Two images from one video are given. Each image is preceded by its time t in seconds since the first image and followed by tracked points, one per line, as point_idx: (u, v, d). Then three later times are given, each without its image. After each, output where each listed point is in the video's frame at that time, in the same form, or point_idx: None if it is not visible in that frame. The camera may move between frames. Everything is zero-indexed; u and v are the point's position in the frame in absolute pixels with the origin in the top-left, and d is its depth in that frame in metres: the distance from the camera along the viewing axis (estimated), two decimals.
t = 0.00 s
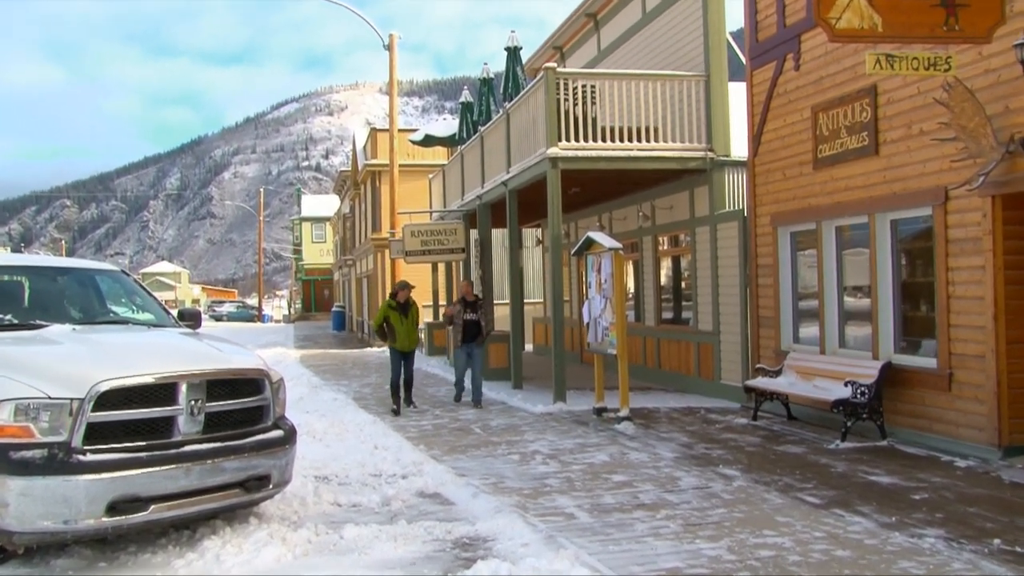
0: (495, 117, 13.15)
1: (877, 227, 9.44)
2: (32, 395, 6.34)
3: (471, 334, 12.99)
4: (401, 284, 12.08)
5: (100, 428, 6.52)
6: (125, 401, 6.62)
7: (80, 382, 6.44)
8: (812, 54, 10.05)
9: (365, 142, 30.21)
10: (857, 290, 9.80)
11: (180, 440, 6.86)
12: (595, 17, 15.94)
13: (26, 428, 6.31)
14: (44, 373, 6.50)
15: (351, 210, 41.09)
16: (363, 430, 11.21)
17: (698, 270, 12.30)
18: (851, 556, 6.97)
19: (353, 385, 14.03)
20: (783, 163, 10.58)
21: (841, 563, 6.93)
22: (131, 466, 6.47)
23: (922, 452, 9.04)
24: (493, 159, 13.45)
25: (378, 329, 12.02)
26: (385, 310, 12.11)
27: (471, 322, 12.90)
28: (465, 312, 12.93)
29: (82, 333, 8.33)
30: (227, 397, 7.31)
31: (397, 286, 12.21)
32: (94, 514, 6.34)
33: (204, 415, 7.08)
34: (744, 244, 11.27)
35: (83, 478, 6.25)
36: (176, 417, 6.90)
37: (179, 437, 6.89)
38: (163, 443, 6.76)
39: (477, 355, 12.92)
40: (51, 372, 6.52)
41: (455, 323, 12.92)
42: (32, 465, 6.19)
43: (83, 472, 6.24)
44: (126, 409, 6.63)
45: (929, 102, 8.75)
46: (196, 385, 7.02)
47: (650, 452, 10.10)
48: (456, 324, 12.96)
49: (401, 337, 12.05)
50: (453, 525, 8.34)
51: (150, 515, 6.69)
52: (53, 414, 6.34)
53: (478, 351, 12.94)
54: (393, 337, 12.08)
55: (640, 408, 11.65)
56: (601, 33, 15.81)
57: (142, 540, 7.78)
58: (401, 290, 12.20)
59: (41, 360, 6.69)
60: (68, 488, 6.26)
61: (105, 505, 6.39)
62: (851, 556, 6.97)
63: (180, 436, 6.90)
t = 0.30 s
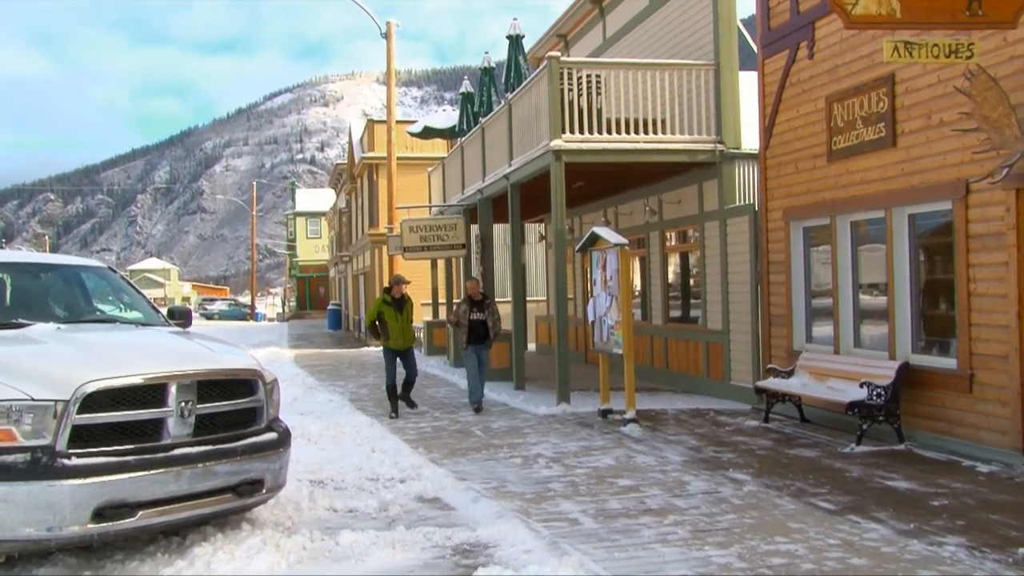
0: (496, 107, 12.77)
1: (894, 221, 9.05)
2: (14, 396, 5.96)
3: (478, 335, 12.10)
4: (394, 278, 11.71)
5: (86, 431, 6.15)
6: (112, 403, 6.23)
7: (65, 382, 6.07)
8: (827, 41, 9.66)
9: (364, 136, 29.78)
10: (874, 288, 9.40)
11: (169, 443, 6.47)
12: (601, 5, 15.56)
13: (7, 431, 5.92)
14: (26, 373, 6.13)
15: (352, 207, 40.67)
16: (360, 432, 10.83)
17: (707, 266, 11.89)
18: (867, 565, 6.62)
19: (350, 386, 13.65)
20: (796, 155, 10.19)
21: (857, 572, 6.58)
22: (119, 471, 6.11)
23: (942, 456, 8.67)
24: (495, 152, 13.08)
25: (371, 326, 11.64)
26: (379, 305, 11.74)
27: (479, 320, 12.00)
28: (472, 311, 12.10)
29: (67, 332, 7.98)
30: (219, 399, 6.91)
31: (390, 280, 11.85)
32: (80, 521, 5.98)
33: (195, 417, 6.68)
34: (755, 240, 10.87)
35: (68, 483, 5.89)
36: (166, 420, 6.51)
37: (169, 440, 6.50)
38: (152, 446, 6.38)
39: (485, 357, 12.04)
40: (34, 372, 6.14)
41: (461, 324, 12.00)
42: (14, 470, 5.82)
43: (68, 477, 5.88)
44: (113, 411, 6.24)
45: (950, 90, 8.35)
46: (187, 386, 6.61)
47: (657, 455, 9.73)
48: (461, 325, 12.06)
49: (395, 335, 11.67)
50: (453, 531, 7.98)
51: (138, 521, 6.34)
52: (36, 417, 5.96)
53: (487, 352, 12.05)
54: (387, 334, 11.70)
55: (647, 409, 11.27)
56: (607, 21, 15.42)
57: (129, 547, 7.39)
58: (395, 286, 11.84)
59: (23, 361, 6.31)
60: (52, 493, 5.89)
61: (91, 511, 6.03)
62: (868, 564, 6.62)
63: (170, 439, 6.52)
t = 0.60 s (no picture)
0: (498, 97, 12.39)
1: (913, 215, 8.64)
2: None
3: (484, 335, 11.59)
4: (394, 274, 11.27)
5: (71, 433, 5.79)
6: (98, 404, 5.89)
7: (49, 382, 5.73)
8: (844, 27, 9.26)
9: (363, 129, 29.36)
10: (892, 284, 8.99)
11: (158, 446, 6.12)
12: None
13: None
14: (7, 373, 5.79)
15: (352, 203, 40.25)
16: (357, 433, 10.46)
17: (716, 262, 11.48)
18: (886, 574, 6.27)
19: (348, 387, 13.28)
20: (810, 146, 9.79)
21: None
22: (106, 475, 5.76)
23: (964, 461, 8.28)
24: (496, 143, 12.71)
25: (368, 324, 11.18)
26: (377, 303, 11.30)
27: (488, 320, 11.51)
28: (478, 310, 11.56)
29: (50, 330, 7.63)
30: (210, 400, 6.55)
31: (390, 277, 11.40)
32: (64, 527, 5.63)
33: (185, 418, 6.32)
34: (766, 235, 10.47)
35: (53, 487, 5.54)
36: (155, 422, 6.15)
37: (158, 443, 6.14)
38: (140, 449, 6.03)
39: (494, 357, 11.54)
40: (16, 373, 5.79)
41: (469, 324, 11.39)
42: None
43: (52, 481, 5.53)
44: (99, 413, 5.90)
45: (973, 78, 7.94)
46: (177, 386, 6.26)
47: (665, 458, 9.37)
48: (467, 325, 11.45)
49: (392, 335, 11.17)
50: (454, 536, 7.62)
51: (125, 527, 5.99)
52: (18, 419, 5.61)
53: (495, 353, 11.57)
54: (384, 334, 11.21)
55: (654, 410, 10.90)
56: (613, 9, 15.05)
57: (116, 554, 7.00)
58: (394, 283, 11.39)
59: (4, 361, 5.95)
60: (35, 498, 5.53)
61: (76, 517, 5.68)
62: (887, 573, 6.26)
63: (159, 441, 6.16)
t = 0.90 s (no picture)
0: (500, 87, 12.02)
1: (932, 209, 8.25)
2: None
3: (494, 335, 10.88)
4: (402, 272, 10.77)
5: (56, 436, 5.55)
6: (84, 405, 5.63)
7: (32, 382, 5.49)
8: (862, 12, 8.89)
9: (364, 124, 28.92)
10: (911, 281, 8.58)
11: (147, 448, 5.86)
12: None
13: None
14: None
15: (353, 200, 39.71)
16: (354, 434, 10.10)
17: (726, 257, 11.07)
18: None
19: (345, 387, 12.89)
20: (825, 137, 9.41)
21: None
22: (91, 480, 5.52)
23: (986, 465, 7.90)
24: (498, 135, 12.32)
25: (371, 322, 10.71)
26: (382, 301, 10.82)
27: (497, 321, 10.78)
28: (487, 309, 10.82)
29: (33, 328, 7.31)
30: (202, 400, 6.25)
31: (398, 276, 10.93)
32: (47, 534, 5.40)
33: (175, 419, 6.05)
34: (778, 229, 10.08)
35: (35, 492, 5.32)
36: (144, 423, 5.90)
37: (146, 446, 5.89)
38: (128, 452, 5.78)
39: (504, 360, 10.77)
40: None
41: (477, 324, 10.70)
42: None
43: (35, 486, 5.31)
44: (85, 414, 5.65)
45: (996, 64, 7.52)
46: (166, 386, 5.99)
47: (673, 461, 9.01)
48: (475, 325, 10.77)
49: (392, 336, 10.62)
50: (454, 542, 7.27)
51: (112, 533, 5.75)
52: None
53: (505, 356, 10.79)
54: (386, 334, 10.69)
55: (662, 411, 10.53)
56: None
57: (102, 562, 6.64)
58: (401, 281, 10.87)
59: None
60: (17, 504, 5.32)
61: (59, 523, 5.45)
62: None
63: (148, 444, 5.90)
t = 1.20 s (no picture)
0: (501, 76, 11.67)
1: (951, 203, 7.88)
2: None
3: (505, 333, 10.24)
4: (404, 266, 9.91)
5: (37, 440, 5.25)
6: (67, 408, 5.33)
7: (12, 384, 5.19)
8: None
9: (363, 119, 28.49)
10: (930, 278, 8.20)
11: (134, 452, 5.55)
12: None
13: None
14: None
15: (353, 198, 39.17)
16: (349, 436, 9.74)
17: (736, 253, 10.69)
18: None
19: (340, 389, 12.53)
20: (839, 129, 9.05)
21: None
22: (74, 485, 5.21)
23: (1008, 470, 7.56)
24: (500, 126, 11.96)
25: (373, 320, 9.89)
26: (384, 297, 9.96)
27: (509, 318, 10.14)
28: (499, 305, 10.19)
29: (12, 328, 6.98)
30: (193, 403, 5.92)
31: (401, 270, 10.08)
32: (27, 543, 5.09)
33: (163, 422, 5.73)
34: (790, 224, 9.71)
35: (15, 498, 5.01)
36: (130, 427, 5.58)
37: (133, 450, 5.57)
38: (113, 457, 5.46)
39: (515, 360, 10.20)
40: None
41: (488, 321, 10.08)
42: None
43: (15, 491, 5.00)
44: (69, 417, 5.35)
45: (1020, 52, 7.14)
46: (154, 389, 5.67)
47: (681, 465, 8.66)
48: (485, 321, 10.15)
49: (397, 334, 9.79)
50: (452, 550, 6.93)
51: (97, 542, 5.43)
52: None
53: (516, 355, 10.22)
54: (389, 331, 9.87)
55: (668, 413, 10.17)
56: None
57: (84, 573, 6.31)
58: (404, 275, 10.00)
59: None
60: None
61: (41, 531, 5.13)
62: None
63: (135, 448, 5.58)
